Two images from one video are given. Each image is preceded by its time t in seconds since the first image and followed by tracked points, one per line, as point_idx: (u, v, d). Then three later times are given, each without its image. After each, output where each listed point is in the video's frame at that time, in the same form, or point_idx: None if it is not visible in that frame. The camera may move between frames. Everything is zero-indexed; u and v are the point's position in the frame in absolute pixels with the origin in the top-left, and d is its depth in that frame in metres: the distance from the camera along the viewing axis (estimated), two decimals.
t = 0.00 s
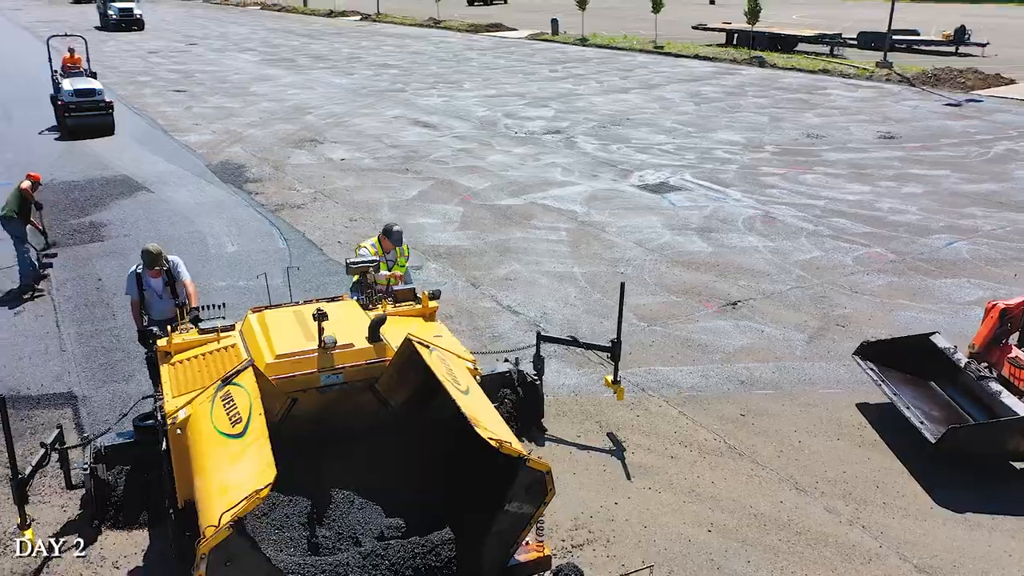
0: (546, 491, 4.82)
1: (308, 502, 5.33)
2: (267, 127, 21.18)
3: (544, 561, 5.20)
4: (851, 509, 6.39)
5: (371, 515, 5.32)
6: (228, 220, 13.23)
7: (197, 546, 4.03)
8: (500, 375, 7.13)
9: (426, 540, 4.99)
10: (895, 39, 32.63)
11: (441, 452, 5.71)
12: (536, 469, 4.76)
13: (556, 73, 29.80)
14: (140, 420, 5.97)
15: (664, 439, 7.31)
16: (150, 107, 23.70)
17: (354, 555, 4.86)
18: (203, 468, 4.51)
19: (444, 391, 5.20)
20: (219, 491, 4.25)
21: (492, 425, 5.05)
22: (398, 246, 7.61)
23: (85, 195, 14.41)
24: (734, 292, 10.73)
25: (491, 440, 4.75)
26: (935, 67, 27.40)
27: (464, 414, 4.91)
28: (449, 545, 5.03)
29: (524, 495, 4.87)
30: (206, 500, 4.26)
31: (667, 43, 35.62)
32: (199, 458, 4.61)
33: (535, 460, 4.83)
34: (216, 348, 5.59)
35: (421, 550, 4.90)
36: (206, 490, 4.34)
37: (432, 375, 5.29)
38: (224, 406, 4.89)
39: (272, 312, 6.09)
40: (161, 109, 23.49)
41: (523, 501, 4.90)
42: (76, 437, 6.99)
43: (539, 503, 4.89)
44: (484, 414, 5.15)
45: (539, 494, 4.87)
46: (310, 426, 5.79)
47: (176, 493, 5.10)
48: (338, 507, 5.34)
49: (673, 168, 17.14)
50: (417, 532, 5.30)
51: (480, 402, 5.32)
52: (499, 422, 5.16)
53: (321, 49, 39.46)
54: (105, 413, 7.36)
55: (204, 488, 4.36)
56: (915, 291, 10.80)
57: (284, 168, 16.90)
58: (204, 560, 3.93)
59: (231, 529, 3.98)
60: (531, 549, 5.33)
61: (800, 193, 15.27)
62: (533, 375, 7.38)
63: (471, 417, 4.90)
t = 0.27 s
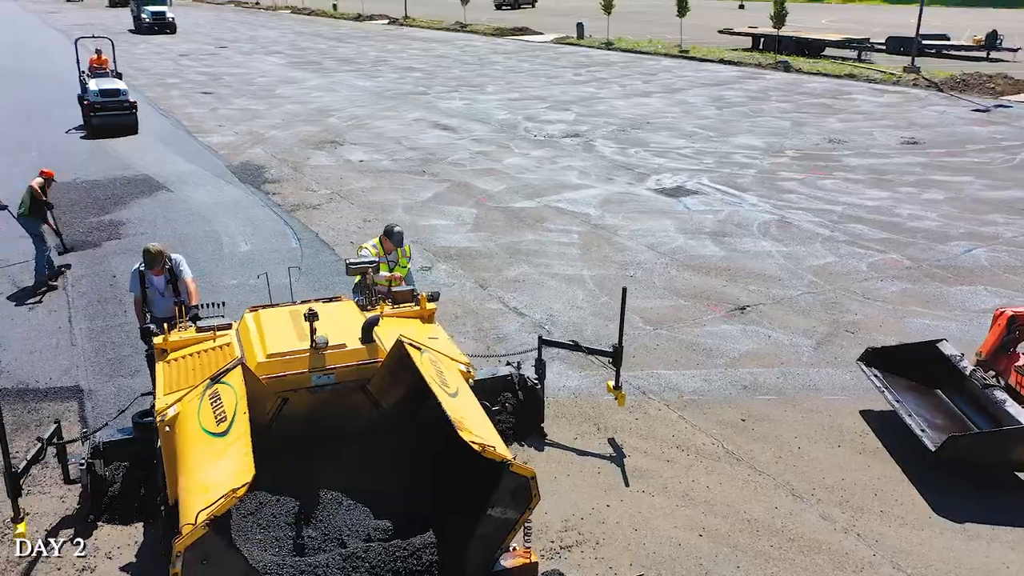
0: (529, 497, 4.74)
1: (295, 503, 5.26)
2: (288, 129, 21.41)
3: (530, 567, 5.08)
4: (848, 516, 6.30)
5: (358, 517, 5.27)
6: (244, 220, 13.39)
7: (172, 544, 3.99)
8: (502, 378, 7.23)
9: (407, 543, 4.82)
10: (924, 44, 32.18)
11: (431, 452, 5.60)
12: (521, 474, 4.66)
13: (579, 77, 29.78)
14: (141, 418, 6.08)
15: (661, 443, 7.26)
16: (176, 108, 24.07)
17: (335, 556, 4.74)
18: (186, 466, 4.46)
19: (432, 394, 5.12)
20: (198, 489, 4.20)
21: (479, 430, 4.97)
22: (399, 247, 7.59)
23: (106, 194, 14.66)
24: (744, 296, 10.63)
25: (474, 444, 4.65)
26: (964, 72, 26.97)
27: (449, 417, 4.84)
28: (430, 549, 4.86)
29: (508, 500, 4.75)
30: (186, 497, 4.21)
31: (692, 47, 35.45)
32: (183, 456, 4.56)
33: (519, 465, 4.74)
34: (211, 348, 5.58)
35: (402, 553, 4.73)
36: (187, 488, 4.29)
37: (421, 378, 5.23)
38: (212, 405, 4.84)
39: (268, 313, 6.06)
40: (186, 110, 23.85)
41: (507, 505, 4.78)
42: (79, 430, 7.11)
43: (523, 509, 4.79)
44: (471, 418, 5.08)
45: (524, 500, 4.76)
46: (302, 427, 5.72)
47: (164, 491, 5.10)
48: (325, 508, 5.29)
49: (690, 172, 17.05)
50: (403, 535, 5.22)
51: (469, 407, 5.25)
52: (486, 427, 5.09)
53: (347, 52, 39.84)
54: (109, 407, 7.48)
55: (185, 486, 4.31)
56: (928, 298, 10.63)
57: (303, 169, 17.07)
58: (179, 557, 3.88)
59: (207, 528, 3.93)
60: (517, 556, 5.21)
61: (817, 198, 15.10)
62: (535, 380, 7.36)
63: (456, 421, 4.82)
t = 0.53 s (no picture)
0: (512, 500, 4.65)
1: (283, 503, 5.22)
2: (310, 131, 21.62)
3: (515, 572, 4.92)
4: (843, 524, 6.21)
5: (346, 518, 5.18)
6: (259, 220, 13.53)
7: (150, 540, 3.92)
8: (503, 381, 7.15)
9: (389, 546, 4.75)
10: (955, 49, 31.69)
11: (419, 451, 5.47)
12: (504, 478, 4.60)
13: (602, 81, 29.75)
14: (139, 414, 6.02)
15: (658, 446, 7.22)
16: (202, 110, 24.43)
17: (315, 558, 4.67)
18: (171, 464, 4.44)
19: (418, 396, 5.07)
20: (179, 487, 4.18)
21: (465, 434, 4.91)
22: (402, 248, 7.53)
23: (127, 193, 14.91)
24: (754, 301, 10.53)
25: (455, 448, 4.61)
26: (994, 78, 26.52)
27: (433, 420, 4.79)
28: (412, 553, 4.77)
29: (490, 504, 4.68)
30: (167, 496, 4.18)
31: (718, 52, 35.26)
32: (169, 454, 4.54)
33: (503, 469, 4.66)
34: (206, 346, 5.61)
35: (382, 556, 4.68)
36: (169, 486, 4.27)
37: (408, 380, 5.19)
38: (198, 402, 4.80)
39: (264, 311, 6.05)
40: (212, 112, 24.18)
41: (489, 509, 4.70)
42: (83, 423, 7.25)
43: (507, 514, 4.70)
44: (458, 422, 5.04)
45: (507, 505, 4.68)
46: (293, 427, 5.66)
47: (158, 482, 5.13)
48: (313, 508, 5.22)
49: (708, 176, 16.94)
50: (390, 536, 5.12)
51: (457, 410, 5.21)
52: (473, 432, 5.05)
53: (374, 55, 40.17)
54: (114, 400, 7.62)
55: (168, 484, 4.29)
56: (943, 305, 10.45)
57: (322, 170, 17.22)
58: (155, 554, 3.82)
59: (183, 526, 3.88)
60: (504, 560, 5.03)
61: (836, 203, 14.93)
62: (535, 383, 7.25)
63: (439, 423, 4.78)
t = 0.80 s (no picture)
0: (495, 504, 4.54)
1: (270, 501, 5.21)
2: (332, 132, 21.81)
3: None
4: (838, 530, 6.12)
5: (332, 519, 5.15)
6: (275, 220, 13.67)
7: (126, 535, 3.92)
8: (503, 385, 7.04)
9: (368, 547, 4.75)
10: (986, 53, 31.17)
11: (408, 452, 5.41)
12: (484, 481, 4.51)
13: (626, 84, 29.66)
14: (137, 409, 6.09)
15: (655, 449, 7.17)
16: (227, 111, 24.76)
17: (294, 557, 4.68)
18: (154, 462, 4.45)
19: (404, 397, 4.98)
20: (159, 483, 4.18)
21: (448, 436, 4.84)
22: (403, 248, 7.39)
23: (147, 191, 15.14)
24: (763, 305, 10.42)
25: (436, 449, 4.53)
26: None
27: (415, 420, 4.71)
28: (392, 554, 4.73)
29: (472, 507, 4.59)
30: (147, 492, 4.20)
31: (743, 56, 35.01)
32: (154, 451, 4.54)
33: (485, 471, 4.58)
34: (199, 345, 5.55)
35: (362, 557, 4.68)
36: (150, 483, 4.27)
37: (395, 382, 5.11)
38: (185, 399, 4.77)
39: (259, 310, 5.93)
40: (236, 113, 24.49)
41: (470, 513, 4.61)
42: (87, 416, 7.37)
43: (489, 516, 4.58)
44: (444, 425, 4.94)
45: (488, 508, 4.57)
46: (283, 426, 5.56)
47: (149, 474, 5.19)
48: (299, 508, 5.19)
49: (725, 180, 16.81)
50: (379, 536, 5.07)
51: (444, 414, 5.11)
52: (458, 435, 4.96)
53: (400, 58, 40.45)
54: (119, 394, 7.74)
55: (149, 481, 4.29)
56: (957, 312, 10.27)
57: (340, 171, 17.36)
58: (129, 550, 3.81)
59: (159, 522, 3.87)
60: (488, 564, 5.09)
61: (854, 208, 14.74)
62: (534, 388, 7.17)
63: (422, 424, 4.71)
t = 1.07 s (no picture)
0: (476, 505, 4.53)
1: (258, 500, 5.04)
2: (354, 134, 21.99)
3: None
4: (833, 536, 6.04)
5: (320, 519, 4.99)
6: (291, 219, 13.81)
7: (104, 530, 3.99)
8: (503, 387, 6.94)
9: (349, 547, 4.60)
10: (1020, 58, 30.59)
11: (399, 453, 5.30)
12: (465, 483, 4.48)
13: (650, 88, 29.55)
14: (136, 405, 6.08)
15: (653, 451, 7.12)
16: (253, 113, 25.09)
17: (274, 555, 4.55)
18: (140, 454, 4.51)
19: (389, 397, 4.91)
20: (139, 478, 4.24)
21: (431, 437, 4.75)
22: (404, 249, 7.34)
23: (169, 190, 15.38)
24: (773, 310, 10.32)
25: (416, 450, 4.45)
26: None
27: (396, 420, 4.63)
28: (372, 555, 4.60)
29: (452, 509, 4.57)
30: (127, 486, 4.26)
31: (770, 60, 34.73)
32: (140, 446, 4.60)
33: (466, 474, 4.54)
34: (194, 342, 5.54)
35: (341, 557, 4.54)
36: (132, 477, 4.33)
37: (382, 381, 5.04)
38: (173, 394, 4.79)
39: (256, 307, 5.87)
40: (262, 115, 24.79)
41: (451, 515, 4.59)
42: (94, 408, 7.52)
43: (469, 520, 4.58)
44: (428, 426, 4.86)
45: (469, 512, 4.57)
46: (274, 424, 5.48)
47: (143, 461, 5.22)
48: (286, 506, 5.07)
49: (744, 184, 16.66)
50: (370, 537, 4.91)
51: (430, 414, 5.03)
52: (443, 437, 4.88)
53: (427, 62, 40.69)
54: (125, 387, 7.89)
55: (132, 476, 4.36)
56: (973, 319, 10.08)
57: (359, 172, 17.50)
58: (106, 544, 3.88)
59: (136, 516, 3.94)
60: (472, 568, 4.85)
61: (873, 214, 14.55)
62: (536, 392, 7.27)
63: (404, 424, 4.63)
